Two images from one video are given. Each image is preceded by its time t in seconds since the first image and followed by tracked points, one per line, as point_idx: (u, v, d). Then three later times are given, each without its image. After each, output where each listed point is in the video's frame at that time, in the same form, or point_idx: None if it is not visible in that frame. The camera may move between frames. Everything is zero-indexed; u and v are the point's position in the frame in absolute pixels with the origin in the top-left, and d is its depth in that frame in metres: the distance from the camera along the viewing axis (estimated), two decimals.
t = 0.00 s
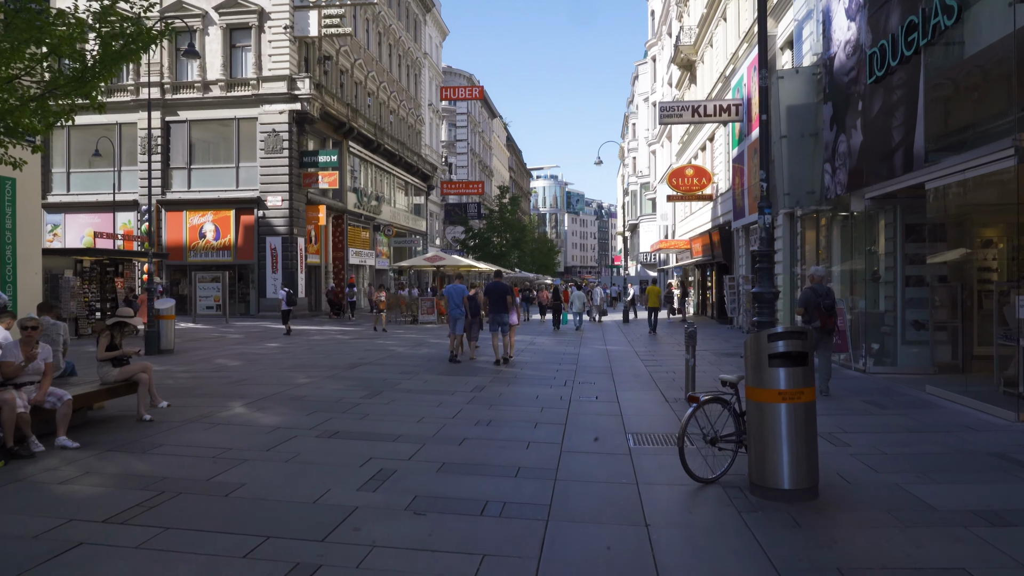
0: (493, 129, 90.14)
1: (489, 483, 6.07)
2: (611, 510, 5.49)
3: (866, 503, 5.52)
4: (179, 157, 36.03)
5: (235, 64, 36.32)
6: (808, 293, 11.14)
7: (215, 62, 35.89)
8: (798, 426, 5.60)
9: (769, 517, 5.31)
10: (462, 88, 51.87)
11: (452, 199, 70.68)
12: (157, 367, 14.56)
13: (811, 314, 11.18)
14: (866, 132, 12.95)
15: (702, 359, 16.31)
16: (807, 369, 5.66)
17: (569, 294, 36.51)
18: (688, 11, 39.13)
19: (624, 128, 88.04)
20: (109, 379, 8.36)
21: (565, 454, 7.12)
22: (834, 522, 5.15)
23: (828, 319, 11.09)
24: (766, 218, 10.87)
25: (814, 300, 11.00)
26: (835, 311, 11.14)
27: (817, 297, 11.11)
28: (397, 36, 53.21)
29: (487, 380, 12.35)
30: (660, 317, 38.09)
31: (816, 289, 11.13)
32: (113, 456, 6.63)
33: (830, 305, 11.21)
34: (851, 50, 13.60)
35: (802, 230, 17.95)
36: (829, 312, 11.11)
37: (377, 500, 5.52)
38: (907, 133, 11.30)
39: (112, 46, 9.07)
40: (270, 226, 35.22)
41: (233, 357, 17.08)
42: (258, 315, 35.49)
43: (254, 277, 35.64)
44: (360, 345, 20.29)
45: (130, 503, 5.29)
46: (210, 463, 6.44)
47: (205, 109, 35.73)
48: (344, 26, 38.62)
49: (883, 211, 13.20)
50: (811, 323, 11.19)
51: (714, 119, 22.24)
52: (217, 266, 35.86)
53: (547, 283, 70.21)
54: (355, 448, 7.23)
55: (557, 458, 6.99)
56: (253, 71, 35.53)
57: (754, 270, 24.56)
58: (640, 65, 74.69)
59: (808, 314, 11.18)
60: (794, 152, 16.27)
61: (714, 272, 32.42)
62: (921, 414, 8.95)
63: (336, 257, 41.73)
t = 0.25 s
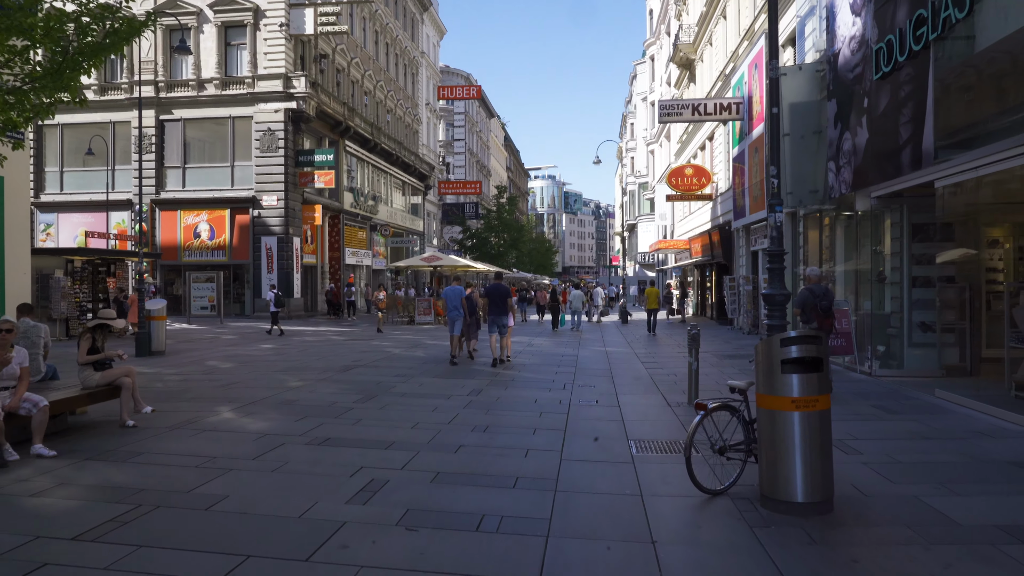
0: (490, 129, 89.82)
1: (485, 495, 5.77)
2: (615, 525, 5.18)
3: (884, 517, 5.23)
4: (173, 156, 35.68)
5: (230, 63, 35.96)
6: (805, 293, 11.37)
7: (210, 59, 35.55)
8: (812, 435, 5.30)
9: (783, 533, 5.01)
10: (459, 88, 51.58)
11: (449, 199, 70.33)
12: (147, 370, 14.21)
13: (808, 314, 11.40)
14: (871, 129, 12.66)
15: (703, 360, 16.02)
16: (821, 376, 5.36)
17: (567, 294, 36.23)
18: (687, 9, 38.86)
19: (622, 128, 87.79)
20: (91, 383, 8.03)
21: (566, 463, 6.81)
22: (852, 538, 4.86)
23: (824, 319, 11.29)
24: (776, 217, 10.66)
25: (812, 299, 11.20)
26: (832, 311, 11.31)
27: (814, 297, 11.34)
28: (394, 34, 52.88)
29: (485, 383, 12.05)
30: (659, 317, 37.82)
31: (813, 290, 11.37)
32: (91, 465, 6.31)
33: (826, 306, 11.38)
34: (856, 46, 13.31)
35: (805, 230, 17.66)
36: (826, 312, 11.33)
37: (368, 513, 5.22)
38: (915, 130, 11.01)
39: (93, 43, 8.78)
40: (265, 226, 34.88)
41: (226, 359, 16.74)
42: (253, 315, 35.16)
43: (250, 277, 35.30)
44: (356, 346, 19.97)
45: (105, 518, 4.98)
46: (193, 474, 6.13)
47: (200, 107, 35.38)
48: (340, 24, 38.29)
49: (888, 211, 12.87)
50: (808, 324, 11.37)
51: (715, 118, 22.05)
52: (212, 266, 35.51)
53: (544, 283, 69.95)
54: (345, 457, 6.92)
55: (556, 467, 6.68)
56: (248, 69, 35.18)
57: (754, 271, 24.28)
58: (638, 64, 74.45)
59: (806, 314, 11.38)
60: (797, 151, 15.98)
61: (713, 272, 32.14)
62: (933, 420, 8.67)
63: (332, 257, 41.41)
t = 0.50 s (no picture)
0: (489, 128, 89.51)
1: (486, 505, 5.47)
2: (623, 540, 4.86)
3: (909, 533, 4.91)
4: (168, 154, 35.33)
5: (226, 60, 35.60)
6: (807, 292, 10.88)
7: (205, 57, 35.19)
8: (831, 444, 5.00)
9: (802, 548, 4.70)
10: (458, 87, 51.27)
11: (447, 198, 70.02)
12: (137, 371, 13.87)
13: (809, 314, 10.92)
14: (879, 125, 12.38)
15: (706, 361, 15.74)
16: (842, 381, 5.05)
17: (566, 294, 35.94)
18: (687, 7, 38.57)
19: (621, 128, 87.48)
20: (73, 386, 7.69)
21: (570, 472, 6.49)
22: (877, 555, 4.55)
23: (827, 318, 10.83)
24: (792, 213, 10.06)
25: (814, 299, 10.70)
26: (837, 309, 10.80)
27: (816, 296, 10.88)
28: (392, 32, 52.53)
29: (483, 385, 11.74)
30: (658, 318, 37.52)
31: (815, 288, 10.88)
32: (68, 474, 5.99)
33: (829, 304, 10.87)
34: (864, 40, 13.00)
35: (809, 229, 17.35)
36: (828, 311, 10.85)
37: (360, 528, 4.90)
38: (927, 125, 10.70)
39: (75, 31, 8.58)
40: (261, 225, 34.52)
41: (219, 359, 16.41)
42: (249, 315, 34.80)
43: (245, 277, 34.95)
44: (352, 347, 19.65)
45: (77, 534, 4.65)
46: (176, 483, 5.79)
47: (196, 105, 35.03)
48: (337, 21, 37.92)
49: (896, 208, 12.61)
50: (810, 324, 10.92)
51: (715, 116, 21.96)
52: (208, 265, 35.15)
53: (543, 283, 69.71)
54: (337, 464, 6.58)
55: (560, 475, 6.38)
56: (244, 66, 34.79)
57: (756, 271, 23.99)
58: (637, 64, 74.19)
59: (807, 314, 10.91)
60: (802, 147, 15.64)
61: (713, 272, 31.84)
62: (949, 425, 8.37)
63: (329, 256, 41.13)
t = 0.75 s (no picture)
0: (486, 128, 89.15)
1: (482, 525, 5.12)
2: (630, 563, 4.53)
3: (938, 555, 4.56)
4: (162, 153, 34.94)
5: (220, 58, 35.19)
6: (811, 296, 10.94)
7: (199, 55, 34.76)
8: (855, 460, 4.66)
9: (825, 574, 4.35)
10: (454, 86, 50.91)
11: (444, 198, 69.67)
12: (124, 375, 13.51)
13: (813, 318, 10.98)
14: (887, 123, 12.05)
15: (708, 364, 15.42)
16: (865, 393, 4.70)
17: (564, 294, 35.61)
18: (686, 5, 38.23)
19: (619, 128, 87.19)
20: (50, 395, 7.33)
21: (572, 485, 6.15)
22: None
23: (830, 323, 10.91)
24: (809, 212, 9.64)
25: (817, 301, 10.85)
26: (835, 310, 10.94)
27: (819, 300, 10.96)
28: (388, 31, 52.13)
29: (480, 390, 11.39)
30: (657, 318, 37.20)
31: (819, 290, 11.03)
32: (37, 491, 5.63)
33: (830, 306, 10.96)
34: (871, 35, 12.67)
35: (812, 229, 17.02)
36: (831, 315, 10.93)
37: (347, 551, 4.54)
38: (937, 122, 10.38)
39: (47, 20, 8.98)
40: (256, 225, 34.14)
41: (209, 362, 16.01)
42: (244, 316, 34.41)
43: (240, 277, 34.56)
44: (346, 349, 19.28)
45: (38, 559, 4.30)
46: (152, 501, 5.44)
47: (189, 104, 34.63)
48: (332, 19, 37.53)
49: (904, 208, 12.30)
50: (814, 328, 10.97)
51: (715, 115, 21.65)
52: (201, 266, 34.76)
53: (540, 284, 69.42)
54: (325, 478, 6.22)
55: (562, 490, 6.03)
56: (238, 65, 34.38)
57: (756, 271, 23.67)
58: (635, 63, 73.85)
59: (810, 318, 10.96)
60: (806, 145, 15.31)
61: (713, 272, 31.53)
62: (965, 433, 8.03)
63: (325, 257, 40.76)
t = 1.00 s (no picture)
0: (482, 127, 88.86)
1: (475, 540, 4.82)
2: None
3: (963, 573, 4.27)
4: (154, 151, 34.54)
5: (213, 55, 34.77)
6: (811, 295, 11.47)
7: (192, 51, 34.34)
8: (875, 472, 4.36)
9: None
10: (450, 85, 50.64)
11: (440, 197, 69.34)
12: (110, 376, 13.17)
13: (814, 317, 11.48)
14: (892, 119, 11.76)
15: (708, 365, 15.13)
16: (886, 400, 4.40)
17: (561, 294, 35.32)
18: (683, 3, 37.97)
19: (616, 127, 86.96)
20: (23, 400, 6.99)
21: (571, 496, 5.85)
22: None
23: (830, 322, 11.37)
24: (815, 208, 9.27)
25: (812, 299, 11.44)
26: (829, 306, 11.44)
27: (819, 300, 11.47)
28: (383, 29, 51.77)
29: (475, 392, 11.05)
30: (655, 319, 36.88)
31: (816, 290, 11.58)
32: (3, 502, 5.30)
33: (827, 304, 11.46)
34: (875, 28, 12.38)
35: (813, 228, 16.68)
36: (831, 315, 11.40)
37: (330, 569, 4.23)
38: (946, 117, 10.09)
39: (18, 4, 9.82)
40: (249, 224, 33.77)
41: (198, 363, 15.67)
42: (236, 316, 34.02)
43: (232, 277, 34.16)
44: (340, 349, 18.96)
45: None
46: (124, 514, 5.12)
47: (182, 101, 34.24)
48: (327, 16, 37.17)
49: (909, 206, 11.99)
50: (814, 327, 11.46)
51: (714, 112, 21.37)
52: (194, 265, 34.39)
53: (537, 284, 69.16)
54: (311, 487, 5.91)
55: (561, 502, 5.71)
56: (231, 61, 33.99)
57: (756, 271, 23.38)
58: (632, 62, 73.61)
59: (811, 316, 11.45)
60: (808, 143, 15.02)
61: (711, 272, 31.23)
62: (980, 438, 7.72)
63: (319, 256, 40.40)
